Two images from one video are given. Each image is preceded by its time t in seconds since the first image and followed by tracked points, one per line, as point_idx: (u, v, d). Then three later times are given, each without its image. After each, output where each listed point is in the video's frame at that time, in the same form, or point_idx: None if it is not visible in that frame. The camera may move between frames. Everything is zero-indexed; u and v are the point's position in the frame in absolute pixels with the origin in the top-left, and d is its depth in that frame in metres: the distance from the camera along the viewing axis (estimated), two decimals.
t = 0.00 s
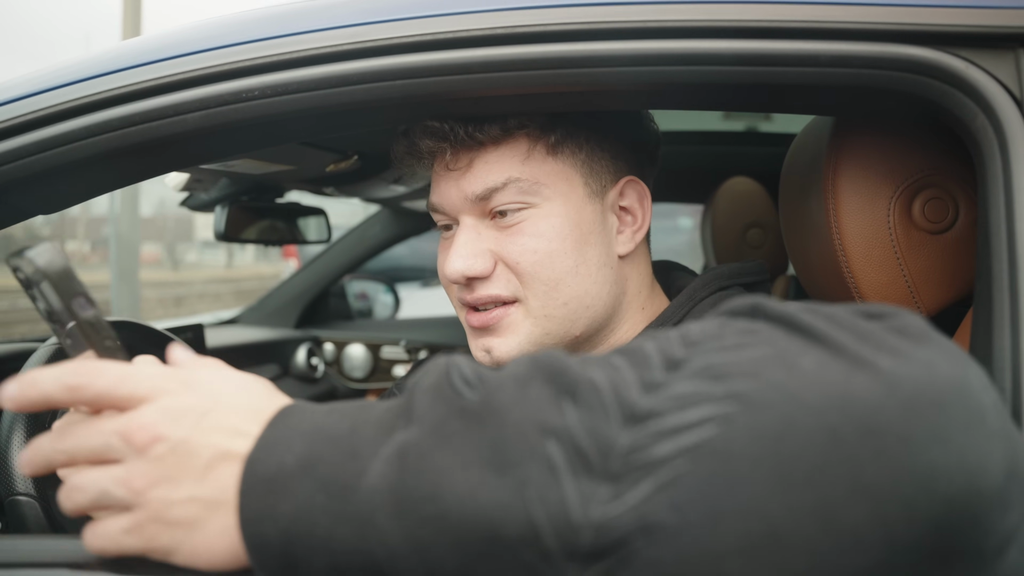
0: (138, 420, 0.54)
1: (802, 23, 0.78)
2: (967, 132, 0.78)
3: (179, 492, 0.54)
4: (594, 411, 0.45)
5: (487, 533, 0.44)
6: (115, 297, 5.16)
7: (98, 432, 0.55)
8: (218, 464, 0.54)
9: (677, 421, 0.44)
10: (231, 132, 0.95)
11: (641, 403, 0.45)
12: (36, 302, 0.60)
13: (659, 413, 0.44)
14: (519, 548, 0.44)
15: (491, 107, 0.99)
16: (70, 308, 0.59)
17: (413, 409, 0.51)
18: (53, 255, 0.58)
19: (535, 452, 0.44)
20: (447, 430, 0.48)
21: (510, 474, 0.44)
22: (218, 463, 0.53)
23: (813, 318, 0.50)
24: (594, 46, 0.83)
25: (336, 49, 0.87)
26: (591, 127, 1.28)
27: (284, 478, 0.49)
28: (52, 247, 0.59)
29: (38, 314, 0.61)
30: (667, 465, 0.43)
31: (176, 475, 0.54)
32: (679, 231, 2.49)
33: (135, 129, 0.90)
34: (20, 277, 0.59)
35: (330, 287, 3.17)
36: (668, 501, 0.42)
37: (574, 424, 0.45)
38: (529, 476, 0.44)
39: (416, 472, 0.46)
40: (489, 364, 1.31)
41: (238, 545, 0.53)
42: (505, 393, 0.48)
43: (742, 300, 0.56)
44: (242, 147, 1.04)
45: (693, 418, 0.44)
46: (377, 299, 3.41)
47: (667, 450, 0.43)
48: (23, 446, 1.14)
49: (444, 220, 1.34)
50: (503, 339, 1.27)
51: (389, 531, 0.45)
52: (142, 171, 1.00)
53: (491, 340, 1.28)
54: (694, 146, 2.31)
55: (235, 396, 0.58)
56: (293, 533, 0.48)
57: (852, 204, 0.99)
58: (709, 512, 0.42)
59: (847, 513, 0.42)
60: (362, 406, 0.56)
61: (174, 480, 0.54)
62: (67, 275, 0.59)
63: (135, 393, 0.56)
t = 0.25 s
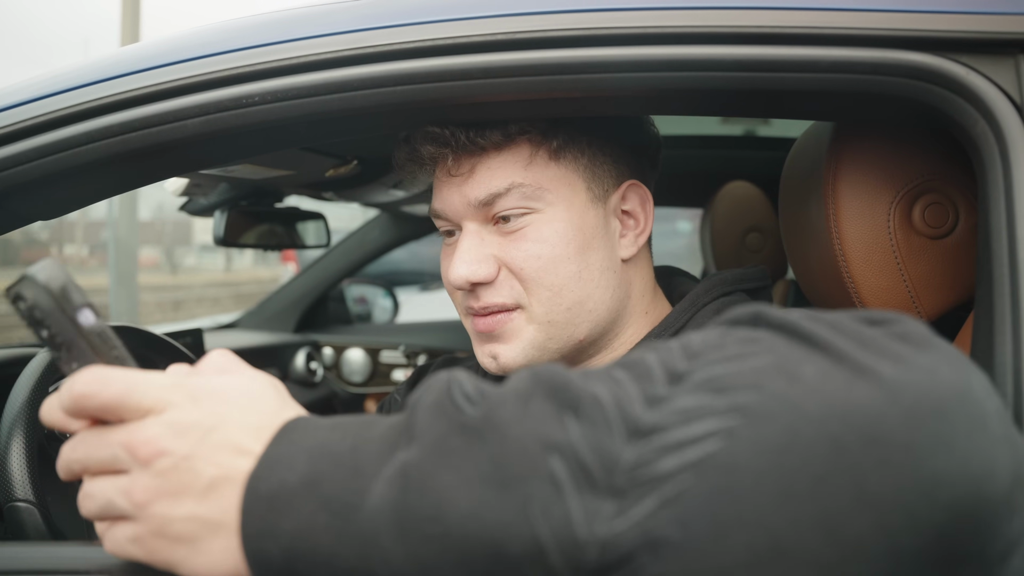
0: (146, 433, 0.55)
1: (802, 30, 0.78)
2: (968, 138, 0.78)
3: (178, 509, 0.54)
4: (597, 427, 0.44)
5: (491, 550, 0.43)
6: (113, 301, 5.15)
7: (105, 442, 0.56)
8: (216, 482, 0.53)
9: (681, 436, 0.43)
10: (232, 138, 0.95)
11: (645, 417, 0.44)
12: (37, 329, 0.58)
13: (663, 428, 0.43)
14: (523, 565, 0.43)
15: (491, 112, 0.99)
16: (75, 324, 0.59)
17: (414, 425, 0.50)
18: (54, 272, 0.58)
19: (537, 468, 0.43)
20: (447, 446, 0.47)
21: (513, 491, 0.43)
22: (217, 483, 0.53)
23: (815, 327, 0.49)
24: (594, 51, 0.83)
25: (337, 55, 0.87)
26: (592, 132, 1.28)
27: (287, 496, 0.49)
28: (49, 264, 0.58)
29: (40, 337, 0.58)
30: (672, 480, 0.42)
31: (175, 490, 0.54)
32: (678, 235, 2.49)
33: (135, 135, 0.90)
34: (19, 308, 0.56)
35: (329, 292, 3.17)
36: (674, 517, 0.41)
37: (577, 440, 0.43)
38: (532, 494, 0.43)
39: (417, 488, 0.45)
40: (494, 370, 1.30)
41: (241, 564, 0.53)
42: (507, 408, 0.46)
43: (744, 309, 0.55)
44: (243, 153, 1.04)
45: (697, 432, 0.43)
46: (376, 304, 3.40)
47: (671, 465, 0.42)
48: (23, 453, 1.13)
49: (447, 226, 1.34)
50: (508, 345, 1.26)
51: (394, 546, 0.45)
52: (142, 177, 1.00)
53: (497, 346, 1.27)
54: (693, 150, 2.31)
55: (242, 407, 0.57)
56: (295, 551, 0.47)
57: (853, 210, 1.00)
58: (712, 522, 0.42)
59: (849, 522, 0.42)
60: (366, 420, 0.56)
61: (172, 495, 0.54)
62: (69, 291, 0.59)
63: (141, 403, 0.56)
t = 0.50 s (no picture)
0: (152, 435, 0.55)
1: (804, 29, 0.79)
2: (970, 137, 0.78)
3: (182, 509, 0.54)
4: (600, 427, 0.43)
5: (495, 550, 0.43)
6: (112, 302, 5.15)
7: (116, 444, 0.57)
8: (222, 483, 0.53)
9: (684, 436, 0.43)
10: (233, 138, 0.95)
11: (648, 417, 0.44)
12: (39, 336, 0.58)
13: (666, 428, 0.43)
14: (528, 566, 0.42)
15: (491, 113, 0.99)
16: (78, 333, 0.59)
17: (419, 426, 0.50)
18: (51, 282, 0.58)
19: (541, 468, 0.43)
20: (452, 448, 0.46)
21: (516, 491, 0.43)
22: (223, 482, 0.53)
23: (817, 326, 0.49)
24: (595, 51, 0.83)
25: (338, 56, 0.87)
26: (592, 132, 1.27)
27: (292, 496, 0.49)
28: (49, 275, 0.58)
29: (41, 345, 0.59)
30: (675, 480, 0.42)
31: (181, 491, 0.54)
32: (677, 235, 2.49)
33: (136, 136, 0.89)
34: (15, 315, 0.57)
35: (328, 293, 3.17)
36: (677, 516, 0.41)
37: (581, 440, 0.43)
38: (536, 494, 0.42)
39: (422, 488, 0.45)
40: (496, 371, 1.31)
41: (244, 565, 0.52)
42: (510, 409, 0.46)
43: (746, 309, 0.55)
44: (244, 154, 1.04)
45: (700, 432, 0.43)
46: (376, 306, 3.39)
47: (675, 465, 0.42)
48: (24, 454, 1.13)
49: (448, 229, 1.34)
50: (511, 346, 1.28)
51: (396, 547, 0.44)
52: (144, 178, 1.00)
53: (500, 347, 1.29)
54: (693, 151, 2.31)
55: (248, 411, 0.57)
56: (299, 552, 0.47)
57: (854, 210, 1.00)
58: (714, 522, 0.42)
59: (853, 523, 0.42)
60: (369, 422, 0.55)
61: (179, 495, 0.54)
62: (68, 300, 0.59)
63: (151, 406, 0.56)
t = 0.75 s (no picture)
0: (151, 436, 0.55)
1: (805, 29, 0.79)
2: (972, 135, 0.78)
3: (186, 509, 0.54)
4: (602, 425, 0.44)
5: (497, 547, 0.43)
6: (113, 303, 5.15)
7: (115, 445, 0.57)
8: (223, 482, 0.53)
9: (686, 433, 0.43)
10: (234, 139, 0.95)
11: (650, 415, 0.44)
12: (38, 337, 0.59)
13: (668, 425, 0.43)
14: (530, 564, 0.42)
15: (492, 113, 0.99)
16: (76, 336, 0.59)
17: (422, 426, 0.50)
18: (50, 284, 0.58)
19: (543, 465, 0.43)
20: (456, 447, 0.46)
21: (518, 488, 0.43)
22: (225, 483, 0.53)
23: (817, 325, 0.49)
24: (595, 52, 0.83)
25: (339, 56, 0.87)
26: (560, 137, 1.23)
27: (295, 495, 0.49)
28: (50, 278, 0.59)
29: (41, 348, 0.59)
30: (677, 476, 0.42)
31: (181, 491, 0.54)
32: (678, 235, 2.50)
33: (138, 136, 0.90)
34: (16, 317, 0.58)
35: (329, 293, 3.17)
36: (681, 513, 0.41)
37: (583, 438, 0.43)
38: (538, 491, 0.42)
39: (426, 486, 0.45)
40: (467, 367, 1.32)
41: (248, 566, 0.52)
42: (513, 408, 0.46)
43: (746, 309, 0.55)
44: (245, 154, 1.04)
45: (702, 429, 0.43)
46: (376, 307, 3.39)
47: (677, 462, 0.42)
48: (27, 454, 1.13)
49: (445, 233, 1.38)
50: (469, 346, 1.27)
51: (398, 545, 0.44)
52: (146, 178, 1.00)
53: (462, 345, 1.29)
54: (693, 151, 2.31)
55: (247, 411, 0.58)
56: (302, 550, 0.47)
57: (854, 210, 1.00)
58: (716, 519, 0.41)
59: (857, 521, 0.41)
60: (372, 423, 0.56)
61: (180, 495, 0.54)
62: (67, 303, 0.58)
63: (151, 406, 0.57)
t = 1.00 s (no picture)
0: (157, 431, 0.56)
1: (804, 28, 0.79)
2: (972, 135, 0.78)
3: (190, 506, 0.54)
4: (604, 424, 0.44)
5: (499, 545, 0.43)
6: (112, 303, 5.15)
7: (122, 439, 0.58)
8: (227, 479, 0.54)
9: (687, 431, 0.43)
10: (235, 138, 0.95)
11: (651, 413, 0.44)
12: (49, 332, 0.58)
13: (670, 423, 0.43)
14: (532, 562, 0.42)
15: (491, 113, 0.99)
16: (89, 330, 0.59)
17: (426, 426, 0.50)
18: (63, 278, 0.58)
19: (545, 465, 0.43)
20: (459, 447, 0.46)
21: (520, 486, 0.43)
22: (229, 480, 0.54)
23: (817, 324, 0.49)
24: (595, 51, 0.83)
25: (341, 56, 0.88)
26: (531, 140, 1.22)
27: (299, 494, 0.49)
28: (63, 271, 0.58)
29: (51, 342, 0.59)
30: (678, 474, 0.42)
31: (186, 486, 0.55)
32: (678, 235, 2.50)
33: (139, 135, 0.90)
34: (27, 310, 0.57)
35: (329, 293, 3.17)
36: (682, 511, 0.41)
37: (584, 436, 0.43)
38: (539, 489, 0.43)
39: (428, 484, 0.45)
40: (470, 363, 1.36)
41: (249, 564, 0.53)
42: (515, 407, 0.46)
43: (746, 309, 0.55)
44: (245, 154, 1.05)
45: (703, 428, 0.43)
46: (376, 307, 3.38)
47: (678, 460, 0.42)
48: (27, 454, 1.13)
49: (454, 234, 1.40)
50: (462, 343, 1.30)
51: (401, 544, 0.45)
52: (147, 178, 1.01)
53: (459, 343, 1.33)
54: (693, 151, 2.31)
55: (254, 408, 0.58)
56: (305, 549, 0.47)
57: (854, 209, 1.00)
58: (717, 518, 0.41)
59: (857, 518, 0.41)
60: (376, 424, 0.56)
61: (185, 490, 0.55)
62: (80, 297, 0.59)
63: (159, 401, 0.57)
